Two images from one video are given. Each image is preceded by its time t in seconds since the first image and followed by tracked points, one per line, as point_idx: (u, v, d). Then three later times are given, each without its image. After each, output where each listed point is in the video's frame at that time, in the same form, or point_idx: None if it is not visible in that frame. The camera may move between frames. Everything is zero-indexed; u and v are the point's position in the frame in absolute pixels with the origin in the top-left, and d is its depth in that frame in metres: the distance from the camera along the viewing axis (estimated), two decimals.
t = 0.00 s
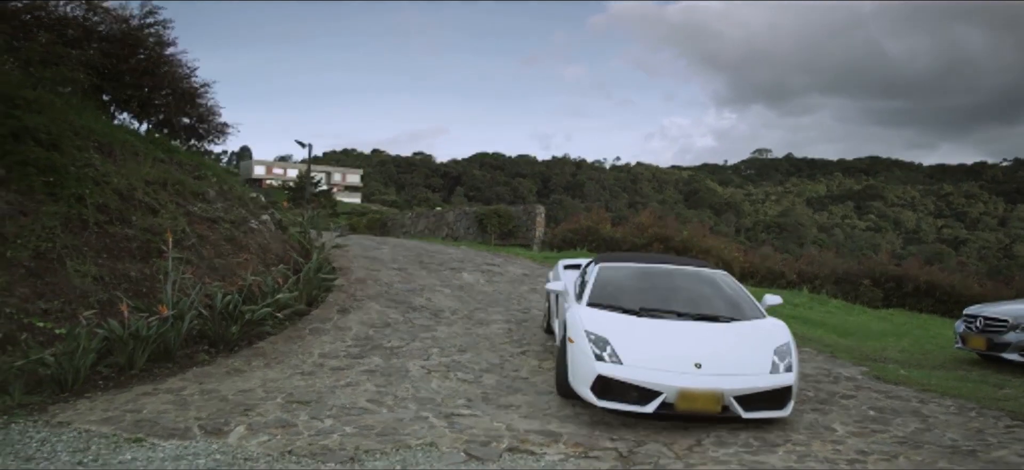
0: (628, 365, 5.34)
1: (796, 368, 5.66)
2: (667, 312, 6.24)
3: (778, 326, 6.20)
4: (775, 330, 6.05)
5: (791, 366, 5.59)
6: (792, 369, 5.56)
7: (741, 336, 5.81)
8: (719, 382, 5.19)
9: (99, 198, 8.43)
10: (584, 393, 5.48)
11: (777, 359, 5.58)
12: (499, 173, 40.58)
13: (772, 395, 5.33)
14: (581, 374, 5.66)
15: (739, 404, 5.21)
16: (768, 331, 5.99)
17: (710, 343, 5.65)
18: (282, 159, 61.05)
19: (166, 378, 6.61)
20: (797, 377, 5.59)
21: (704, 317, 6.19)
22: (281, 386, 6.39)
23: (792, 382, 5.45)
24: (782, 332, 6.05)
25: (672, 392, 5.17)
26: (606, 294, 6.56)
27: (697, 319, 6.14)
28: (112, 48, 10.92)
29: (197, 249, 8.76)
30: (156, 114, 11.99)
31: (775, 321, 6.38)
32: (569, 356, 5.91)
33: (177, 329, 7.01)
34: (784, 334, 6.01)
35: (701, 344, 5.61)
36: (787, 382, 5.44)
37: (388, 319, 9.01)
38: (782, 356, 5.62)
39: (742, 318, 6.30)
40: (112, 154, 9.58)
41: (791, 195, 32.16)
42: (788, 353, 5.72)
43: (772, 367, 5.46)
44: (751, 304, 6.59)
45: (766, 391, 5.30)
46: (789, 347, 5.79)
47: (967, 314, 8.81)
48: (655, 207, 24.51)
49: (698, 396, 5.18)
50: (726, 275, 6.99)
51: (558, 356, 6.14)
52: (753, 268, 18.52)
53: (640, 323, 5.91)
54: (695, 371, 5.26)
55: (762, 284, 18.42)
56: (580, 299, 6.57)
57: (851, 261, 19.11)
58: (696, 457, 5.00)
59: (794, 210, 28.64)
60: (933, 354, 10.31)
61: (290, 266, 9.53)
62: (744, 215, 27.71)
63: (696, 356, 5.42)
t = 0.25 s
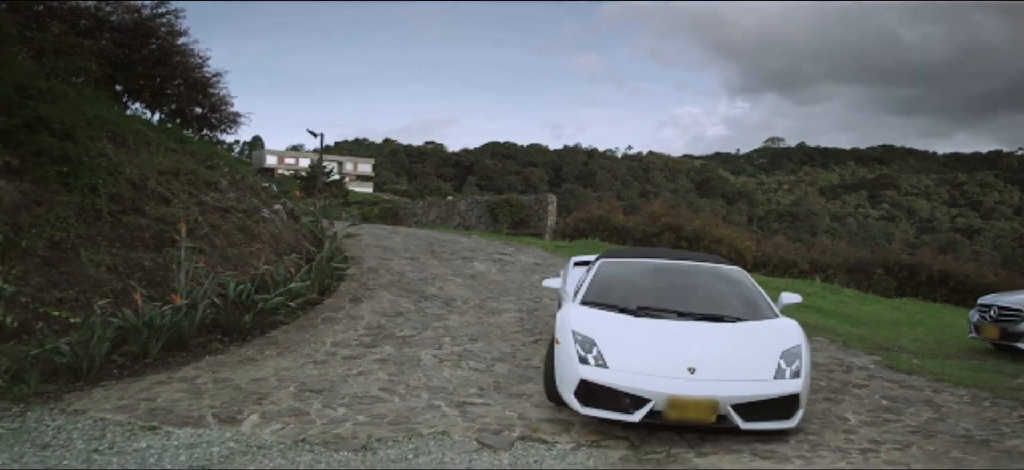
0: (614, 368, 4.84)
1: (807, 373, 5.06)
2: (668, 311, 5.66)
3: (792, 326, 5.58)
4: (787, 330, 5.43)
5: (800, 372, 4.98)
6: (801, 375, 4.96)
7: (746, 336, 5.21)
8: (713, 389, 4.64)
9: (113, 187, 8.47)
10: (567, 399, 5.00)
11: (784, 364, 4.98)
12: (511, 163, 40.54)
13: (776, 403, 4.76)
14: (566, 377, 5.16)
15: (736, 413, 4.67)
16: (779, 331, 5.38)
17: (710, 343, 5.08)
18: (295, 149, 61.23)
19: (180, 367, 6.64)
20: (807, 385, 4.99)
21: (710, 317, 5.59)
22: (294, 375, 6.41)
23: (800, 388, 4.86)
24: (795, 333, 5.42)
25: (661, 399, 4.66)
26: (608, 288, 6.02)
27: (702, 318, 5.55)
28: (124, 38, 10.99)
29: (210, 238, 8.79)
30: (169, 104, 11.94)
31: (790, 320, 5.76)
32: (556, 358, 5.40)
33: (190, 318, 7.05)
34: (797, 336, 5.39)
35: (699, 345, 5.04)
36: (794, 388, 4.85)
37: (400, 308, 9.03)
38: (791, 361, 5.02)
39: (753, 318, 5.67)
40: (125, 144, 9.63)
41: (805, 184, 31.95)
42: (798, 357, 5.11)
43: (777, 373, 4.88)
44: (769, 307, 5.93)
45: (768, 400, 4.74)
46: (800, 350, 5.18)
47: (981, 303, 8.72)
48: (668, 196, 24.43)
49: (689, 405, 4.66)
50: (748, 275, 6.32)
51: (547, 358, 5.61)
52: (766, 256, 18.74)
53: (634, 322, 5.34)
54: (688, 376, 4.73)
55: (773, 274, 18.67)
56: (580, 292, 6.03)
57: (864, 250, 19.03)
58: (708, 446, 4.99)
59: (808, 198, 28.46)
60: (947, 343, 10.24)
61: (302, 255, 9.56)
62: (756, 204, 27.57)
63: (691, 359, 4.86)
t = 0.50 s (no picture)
0: (592, 370, 4.52)
1: (810, 377, 4.59)
2: (664, 306, 5.23)
3: (798, 324, 5.09)
4: (791, 328, 4.96)
5: (800, 376, 4.53)
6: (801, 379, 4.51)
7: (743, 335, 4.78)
8: (696, 395, 4.28)
9: (128, 175, 8.51)
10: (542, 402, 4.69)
11: (783, 367, 4.54)
12: (524, 150, 40.43)
13: (771, 409, 4.36)
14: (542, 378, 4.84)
15: (723, 420, 4.30)
16: (783, 329, 4.91)
17: (700, 341, 4.68)
18: (308, 137, 61.35)
19: (195, 353, 6.69)
20: (809, 390, 4.54)
21: (708, 314, 5.14)
22: (308, 362, 6.44)
23: (798, 391, 4.43)
24: (800, 332, 4.94)
25: (639, 405, 4.33)
26: (607, 278, 5.61)
27: (695, 316, 5.10)
28: (137, 26, 11.02)
29: (224, 226, 8.84)
30: (183, 92, 11.97)
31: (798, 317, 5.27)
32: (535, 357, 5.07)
33: (205, 305, 7.08)
34: (802, 334, 4.93)
35: (688, 344, 4.65)
36: (791, 391, 4.43)
37: (414, 295, 9.05)
38: (790, 363, 4.58)
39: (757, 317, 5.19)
40: (139, 132, 9.68)
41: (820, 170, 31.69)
42: (800, 358, 4.67)
43: (774, 377, 4.45)
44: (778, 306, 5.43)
45: (759, 408, 4.34)
46: (803, 350, 4.71)
47: (997, 290, 8.62)
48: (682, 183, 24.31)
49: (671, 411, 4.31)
50: (762, 271, 5.80)
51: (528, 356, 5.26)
52: (781, 244, 18.63)
53: (620, 319, 4.96)
54: (671, 379, 4.36)
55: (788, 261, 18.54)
56: (577, 281, 5.65)
57: (879, 238, 18.90)
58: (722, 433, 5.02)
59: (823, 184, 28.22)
60: (964, 331, 10.14)
61: (317, 243, 9.60)
62: (770, 191, 27.37)
63: (677, 360, 4.49)
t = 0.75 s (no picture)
0: (551, 374, 4.03)
1: (800, 386, 4.01)
2: (644, 304, 4.71)
3: (794, 324, 4.48)
4: (783, 329, 4.36)
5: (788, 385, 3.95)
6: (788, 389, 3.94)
7: (727, 336, 4.22)
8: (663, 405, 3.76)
9: (141, 163, 8.54)
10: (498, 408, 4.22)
11: (768, 374, 3.97)
12: (535, 138, 40.34)
13: (752, 422, 3.81)
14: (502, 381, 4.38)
15: (696, 433, 3.78)
16: (775, 330, 4.33)
17: (679, 343, 4.15)
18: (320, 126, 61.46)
19: (208, 341, 6.72)
20: (798, 401, 3.97)
21: (693, 312, 4.59)
22: (321, 350, 6.46)
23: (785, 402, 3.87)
24: (796, 334, 4.35)
25: (599, 414, 3.83)
26: (588, 273, 5.14)
27: (680, 315, 4.55)
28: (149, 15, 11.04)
29: (236, 214, 8.85)
30: (195, 81, 11.98)
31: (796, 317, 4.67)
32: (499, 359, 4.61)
33: (218, 293, 7.12)
34: (798, 335, 4.34)
35: (664, 346, 4.12)
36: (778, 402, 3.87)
37: (425, 283, 9.06)
38: (778, 370, 4.00)
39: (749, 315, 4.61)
40: (151, 121, 9.70)
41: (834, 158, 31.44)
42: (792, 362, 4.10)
43: (756, 385, 3.90)
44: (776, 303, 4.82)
45: (737, 420, 3.79)
46: (795, 355, 4.12)
47: (1012, 279, 8.51)
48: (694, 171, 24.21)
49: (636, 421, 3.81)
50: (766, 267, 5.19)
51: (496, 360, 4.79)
52: (793, 232, 18.51)
53: (592, 319, 4.45)
54: (638, 386, 3.86)
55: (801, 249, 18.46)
56: (555, 277, 5.19)
57: (892, 226, 18.76)
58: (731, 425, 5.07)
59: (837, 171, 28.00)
60: (978, 320, 10.05)
61: (328, 231, 9.58)
62: (784, 179, 27.20)
63: (648, 364, 3.98)
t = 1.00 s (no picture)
0: (480, 380, 3.64)
1: (764, 392, 3.52)
2: (604, 304, 4.35)
3: (764, 327, 4.00)
4: (754, 332, 3.89)
5: (750, 391, 3.47)
6: (749, 395, 3.45)
7: (686, 341, 3.76)
8: (599, 412, 3.32)
9: (154, 154, 8.59)
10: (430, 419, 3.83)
11: (727, 379, 3.50)
12: (547, 128, 40.24)
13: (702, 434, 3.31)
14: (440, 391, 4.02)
15: (635, 445, 3.30)
16: (743, 334, 3.85)
17: (630, 347, 3.73)
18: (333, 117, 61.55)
19: (221, 331, 6.76)
20: (762, 409, 3.47)
21: (655, 312, 4.19)
22: (333, 340, 6.48)
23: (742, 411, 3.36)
24: (765, 336, 3.86)
25: (528, 423, 3.40)
26: (555, 275, 4.83)
27: (640, 315, 4.16)
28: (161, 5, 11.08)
29: (249, 205, 8.89)
30: (207, 72, 12.01)
31: (773, 318, 4.17)
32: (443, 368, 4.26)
33: (231, 283, 7.15)
34: (767, 339, 3.85)
35: (612, 350, 3.70)
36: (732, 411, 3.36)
37: (437, 273, 9.07)
38: (739, 375, 3.53)
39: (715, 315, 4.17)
40: (164, 111, 9.73)
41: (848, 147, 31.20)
42: (754, 367, 3.60)
43: (712, 390, 3.42)
44: (752, 302, 4.36)
45: (684, 431, 3.30)
46: (761, 360, 3.64)
47: None
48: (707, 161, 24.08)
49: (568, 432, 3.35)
50: (751, 267, 4.75)
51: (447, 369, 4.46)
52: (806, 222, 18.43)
53: (540, 322, 4.09)
54: (572, 392, 3.43)
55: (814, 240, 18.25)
56: (521, 277, 4.93)
57: (905, 215, 18.60)
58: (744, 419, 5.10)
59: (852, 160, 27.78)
60: (992, 311, 9.97)
61: (340, 221, 9.58)
62: (797, 169, 27.01)
63: (589, 370, 3.56)
